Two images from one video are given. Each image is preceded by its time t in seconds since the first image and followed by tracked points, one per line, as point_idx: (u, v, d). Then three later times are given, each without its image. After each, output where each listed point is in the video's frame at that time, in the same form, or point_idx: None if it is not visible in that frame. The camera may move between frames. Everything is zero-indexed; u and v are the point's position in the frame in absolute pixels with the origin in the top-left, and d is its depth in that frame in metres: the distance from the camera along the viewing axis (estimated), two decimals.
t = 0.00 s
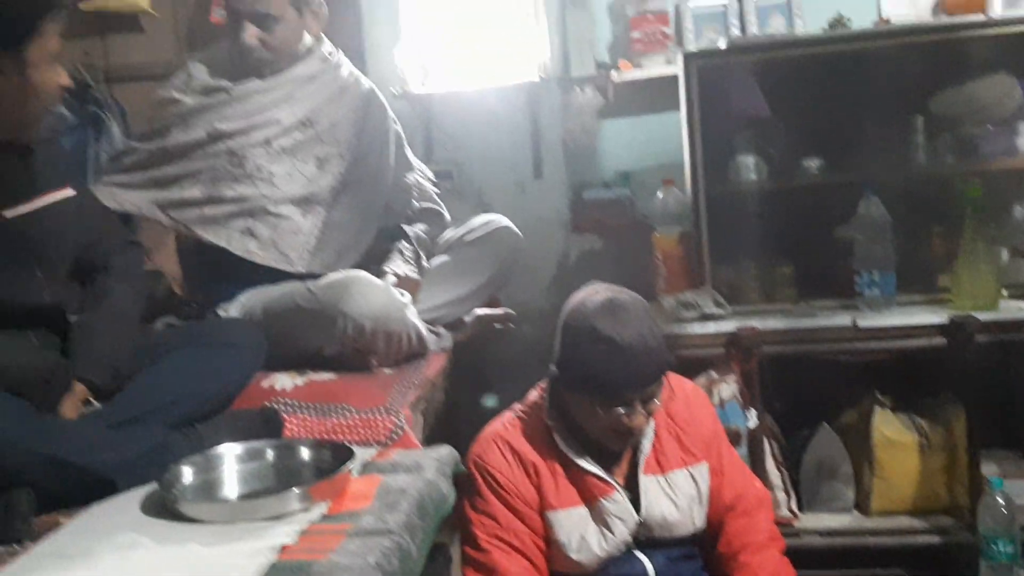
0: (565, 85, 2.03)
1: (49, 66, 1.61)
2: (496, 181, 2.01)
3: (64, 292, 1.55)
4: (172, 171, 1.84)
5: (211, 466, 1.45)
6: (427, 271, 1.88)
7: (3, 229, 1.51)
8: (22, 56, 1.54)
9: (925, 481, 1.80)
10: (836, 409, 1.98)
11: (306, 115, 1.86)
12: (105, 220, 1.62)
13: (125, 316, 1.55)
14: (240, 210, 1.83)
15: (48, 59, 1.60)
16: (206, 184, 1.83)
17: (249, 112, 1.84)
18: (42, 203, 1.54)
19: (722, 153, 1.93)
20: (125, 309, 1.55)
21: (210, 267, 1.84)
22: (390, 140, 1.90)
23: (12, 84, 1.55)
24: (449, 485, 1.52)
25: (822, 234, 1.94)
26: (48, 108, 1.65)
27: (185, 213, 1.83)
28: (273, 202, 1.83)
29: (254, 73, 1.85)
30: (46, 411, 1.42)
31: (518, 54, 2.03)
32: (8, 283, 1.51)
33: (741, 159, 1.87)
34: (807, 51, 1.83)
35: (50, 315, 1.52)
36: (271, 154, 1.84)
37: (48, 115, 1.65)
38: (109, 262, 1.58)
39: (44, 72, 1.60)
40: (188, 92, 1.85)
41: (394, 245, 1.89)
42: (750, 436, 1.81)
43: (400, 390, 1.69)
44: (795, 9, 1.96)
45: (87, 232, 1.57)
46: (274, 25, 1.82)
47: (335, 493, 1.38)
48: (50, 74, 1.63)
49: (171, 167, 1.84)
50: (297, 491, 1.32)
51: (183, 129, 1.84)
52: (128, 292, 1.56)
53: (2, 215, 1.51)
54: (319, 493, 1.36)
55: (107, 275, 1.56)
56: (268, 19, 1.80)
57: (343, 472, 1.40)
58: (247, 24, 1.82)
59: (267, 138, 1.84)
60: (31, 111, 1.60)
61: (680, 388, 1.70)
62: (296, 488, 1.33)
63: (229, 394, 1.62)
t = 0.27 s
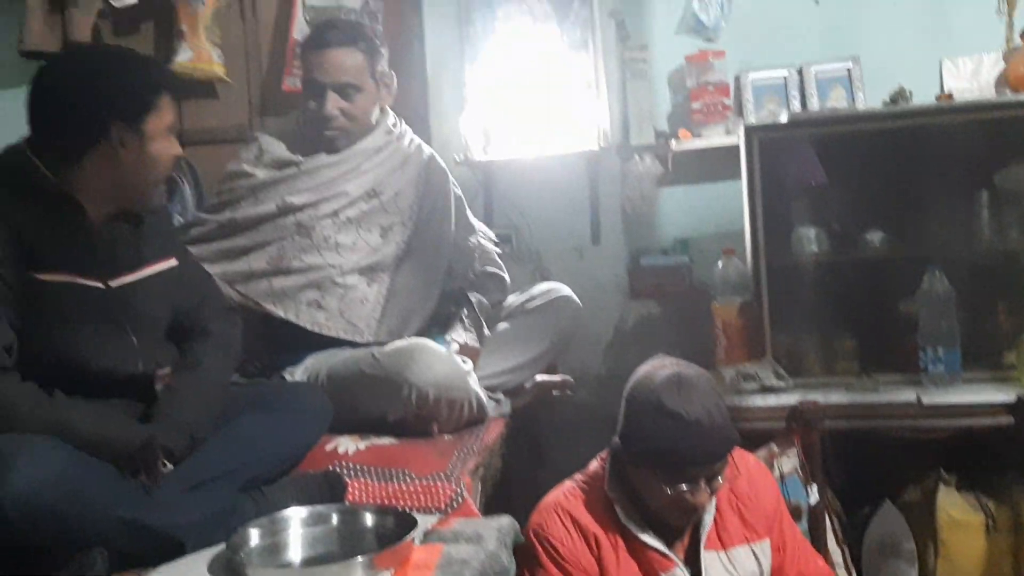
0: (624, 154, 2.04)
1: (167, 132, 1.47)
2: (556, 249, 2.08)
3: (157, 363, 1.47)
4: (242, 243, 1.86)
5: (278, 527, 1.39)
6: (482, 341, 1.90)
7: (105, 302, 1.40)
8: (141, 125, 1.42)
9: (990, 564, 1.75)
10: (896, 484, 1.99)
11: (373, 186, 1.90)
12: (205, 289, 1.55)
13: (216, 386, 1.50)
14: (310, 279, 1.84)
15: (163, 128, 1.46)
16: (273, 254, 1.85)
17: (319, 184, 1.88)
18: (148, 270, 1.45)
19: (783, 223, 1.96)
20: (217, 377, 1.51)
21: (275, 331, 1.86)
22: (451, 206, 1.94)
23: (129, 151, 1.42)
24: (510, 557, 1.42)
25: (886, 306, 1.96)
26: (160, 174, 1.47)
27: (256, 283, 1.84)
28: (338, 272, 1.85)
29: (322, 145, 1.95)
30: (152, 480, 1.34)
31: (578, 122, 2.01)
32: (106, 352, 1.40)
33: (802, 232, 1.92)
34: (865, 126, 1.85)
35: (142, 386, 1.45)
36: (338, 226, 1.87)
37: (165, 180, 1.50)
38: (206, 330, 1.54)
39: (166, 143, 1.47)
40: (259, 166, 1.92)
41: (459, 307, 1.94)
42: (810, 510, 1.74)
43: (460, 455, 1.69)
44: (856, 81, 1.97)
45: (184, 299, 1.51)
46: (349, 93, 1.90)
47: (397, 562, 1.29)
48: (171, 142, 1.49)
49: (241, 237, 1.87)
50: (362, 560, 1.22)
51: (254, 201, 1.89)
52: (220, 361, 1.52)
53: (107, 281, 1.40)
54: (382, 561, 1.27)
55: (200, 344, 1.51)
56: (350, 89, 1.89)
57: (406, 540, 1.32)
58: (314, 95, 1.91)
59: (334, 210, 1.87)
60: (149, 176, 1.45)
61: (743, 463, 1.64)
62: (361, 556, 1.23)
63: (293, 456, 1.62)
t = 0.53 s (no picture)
0: (670, 206, 2.05)
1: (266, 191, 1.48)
2: (603, 300, 2.06)
3: (228, 411, 1.52)
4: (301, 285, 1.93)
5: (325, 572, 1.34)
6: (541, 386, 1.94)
7: (189, 353, 1.45)
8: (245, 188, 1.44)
9: None
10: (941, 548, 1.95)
11: (427, 239, 1.95)
12: (276, 340, 1.61)
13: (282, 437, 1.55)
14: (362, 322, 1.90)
15: (263, 186, 1.47)
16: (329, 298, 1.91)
17: (374, 233, 1.93)
18: (228, 325, 1.50)
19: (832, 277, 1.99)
20: (282, 422, 1.56)
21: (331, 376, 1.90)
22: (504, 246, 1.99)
23: (229, 208, 1.42)
24: None
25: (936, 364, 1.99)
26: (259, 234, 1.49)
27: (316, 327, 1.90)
28: (388, 318, 1.90)
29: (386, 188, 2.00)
30: (207, 534, 1.35)
31: (625, 173, 2.02)
32: (186, 400, 1.45)
33: (852, 288, 1.96)
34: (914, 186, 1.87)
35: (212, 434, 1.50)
36: (399, 277, 1.93)
37: (264, 240, 1.50)
38: (276, 381, 1.60)
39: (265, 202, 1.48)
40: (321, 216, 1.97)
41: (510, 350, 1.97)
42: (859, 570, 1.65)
43: (506, 504, 1.68)
44: (906, 136, 2.01)
45: (259, 349, 1.57)
46: (422, 134, 1.98)
47: None
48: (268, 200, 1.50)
49: (301, 281, 1.93)
50: None
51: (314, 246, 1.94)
52: (289, 411, 1.58)
53: (193, 333, 1.45)
54: None
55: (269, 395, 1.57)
56: (423, 130, 1.97)
57: None
58: (385, 135, 1.99)
59: (389, 257, 1.93)
60: (247, 238, 1.47)
61: (801, 521, 1.55)
62: None
63: (344, 503, 1.63)
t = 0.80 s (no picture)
0: (691, 219, 2.04)
1: (290, 223, 1.54)
2: (621, 310, 2.02)
3: (253, 424, 1.57)
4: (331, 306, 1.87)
5: None
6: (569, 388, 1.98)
7: (211, 368, 1.52)
8: (261, 209, 1.50)
9: None
10: (961, 565, 1.96)
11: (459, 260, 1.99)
12: (301, 354, 1.66)
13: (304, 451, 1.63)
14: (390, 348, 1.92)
15: (286, 220, 1.53)
16: (353, 321, 1.90)
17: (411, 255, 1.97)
18: (253, 343, 1.57)
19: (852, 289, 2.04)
20: (306, 436, 1.64)
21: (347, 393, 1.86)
22: (527, 276, 2.01)
23: (231, 226, 1.49)
24: None
25: (954, 380, 2.05)
26: (272, 259, 1.55)
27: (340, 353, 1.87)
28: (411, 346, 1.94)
29: (420, 206, 1.97)
30: (234, 546, 1.48)
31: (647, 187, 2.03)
32: (214, 414, 1.52)
33: (876, 305, 2.00)
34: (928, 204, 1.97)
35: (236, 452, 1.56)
36: (429, 293, 1.96)
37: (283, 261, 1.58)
38: (299, 395, 1.64)
39: (284, 233, 1.54)
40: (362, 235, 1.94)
41: (535, 371, 1.98)
42: None
43: (527, 518, 1.78)
44: (926, 151, 2.08)
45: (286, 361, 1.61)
46: (464, 144, 1.98)
47: None
48: (291, 232, 1.56)
49: (333, 303, 1.88)
50: None
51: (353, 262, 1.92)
52: (311, 425, 1.65)
53: (219, 350, 1.52)
54: None
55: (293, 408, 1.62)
56: (463, 137, 1.97)
57: None
58: (428, 145, 1.95)
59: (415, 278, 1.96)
60: (264, 262, 1.55)
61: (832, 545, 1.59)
62: None
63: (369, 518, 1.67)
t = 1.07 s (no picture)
0: (713, 228, 2.06)
1: (291, 225, 1.33)
2: (640, 316, 2.06)
3: (265, 427, 1.40)
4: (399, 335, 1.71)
5: None
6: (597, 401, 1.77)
7: (216, 372, 1.33)
8: (263, 211, 1.31)
9: None
10: None
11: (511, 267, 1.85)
12: (311, 354, 1.49)
13: (312, 460, 1.39)
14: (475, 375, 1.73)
15: (292, 221, 1.32)
16: (444, 344, 1.71)
17: (463, 269, 1.78)
18: (266, 340, 1.39)
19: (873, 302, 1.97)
20: (319, 445, 1.42)
21: (406, 426, 1.70)
22: (543, 300, 1.86)
23: (235, 226, 1.30)
24: None
25: (982, 391, 1.98)
26: (280, 264, 1.35)
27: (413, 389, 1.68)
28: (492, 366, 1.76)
29: (456, 220, 1.85)
30: (259, 552, 1.23)
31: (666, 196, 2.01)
32: (229, 417, 1.34)
33: (899, 313, 1.95)
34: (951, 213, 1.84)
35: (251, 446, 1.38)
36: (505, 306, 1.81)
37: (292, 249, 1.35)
38: (309, 400, 1.46)
39: (288, 234, 1.34)
40: (411, 253, 1.77)
41: (552, 379, 1.84)
42: None
43: (550, 526, 1.54)
44: (949, 160, 1.98)
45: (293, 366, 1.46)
46: (503, 157, 1.84)
47: None
48: (295, 234, 1.35)
49: (395, 333, 1.71)
50: None
51: (416, 284, 1.74)
52: (324, 433, 1.43)
53: (229, 349, 1.34)
54: None
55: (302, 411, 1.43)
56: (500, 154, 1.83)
57: None
58: (467, 159, 1.83)
59: (500, 298, 1.81)
60: (260, 258, 1.33)
61: (861, 558, 1.51)
62: None
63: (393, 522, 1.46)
